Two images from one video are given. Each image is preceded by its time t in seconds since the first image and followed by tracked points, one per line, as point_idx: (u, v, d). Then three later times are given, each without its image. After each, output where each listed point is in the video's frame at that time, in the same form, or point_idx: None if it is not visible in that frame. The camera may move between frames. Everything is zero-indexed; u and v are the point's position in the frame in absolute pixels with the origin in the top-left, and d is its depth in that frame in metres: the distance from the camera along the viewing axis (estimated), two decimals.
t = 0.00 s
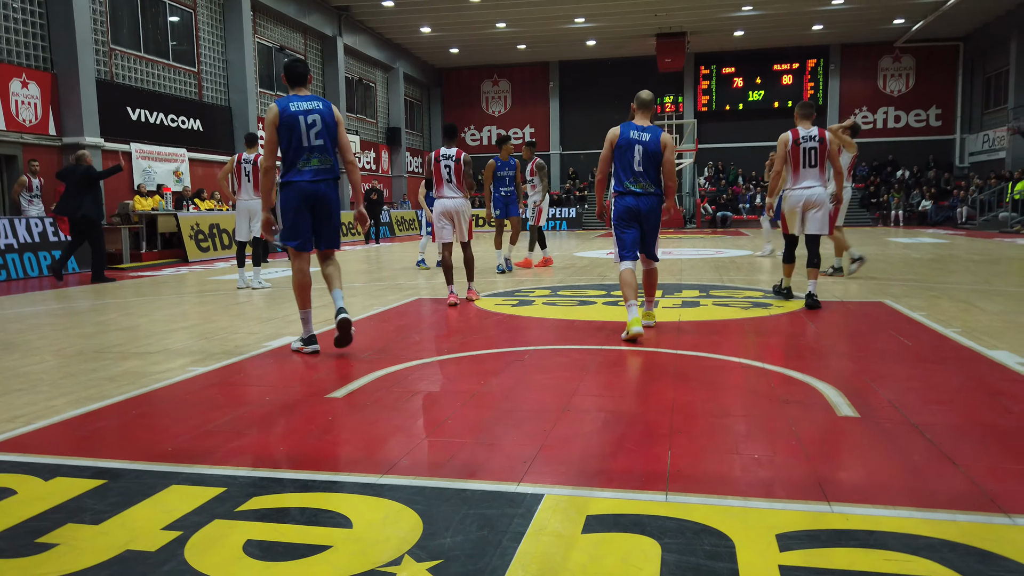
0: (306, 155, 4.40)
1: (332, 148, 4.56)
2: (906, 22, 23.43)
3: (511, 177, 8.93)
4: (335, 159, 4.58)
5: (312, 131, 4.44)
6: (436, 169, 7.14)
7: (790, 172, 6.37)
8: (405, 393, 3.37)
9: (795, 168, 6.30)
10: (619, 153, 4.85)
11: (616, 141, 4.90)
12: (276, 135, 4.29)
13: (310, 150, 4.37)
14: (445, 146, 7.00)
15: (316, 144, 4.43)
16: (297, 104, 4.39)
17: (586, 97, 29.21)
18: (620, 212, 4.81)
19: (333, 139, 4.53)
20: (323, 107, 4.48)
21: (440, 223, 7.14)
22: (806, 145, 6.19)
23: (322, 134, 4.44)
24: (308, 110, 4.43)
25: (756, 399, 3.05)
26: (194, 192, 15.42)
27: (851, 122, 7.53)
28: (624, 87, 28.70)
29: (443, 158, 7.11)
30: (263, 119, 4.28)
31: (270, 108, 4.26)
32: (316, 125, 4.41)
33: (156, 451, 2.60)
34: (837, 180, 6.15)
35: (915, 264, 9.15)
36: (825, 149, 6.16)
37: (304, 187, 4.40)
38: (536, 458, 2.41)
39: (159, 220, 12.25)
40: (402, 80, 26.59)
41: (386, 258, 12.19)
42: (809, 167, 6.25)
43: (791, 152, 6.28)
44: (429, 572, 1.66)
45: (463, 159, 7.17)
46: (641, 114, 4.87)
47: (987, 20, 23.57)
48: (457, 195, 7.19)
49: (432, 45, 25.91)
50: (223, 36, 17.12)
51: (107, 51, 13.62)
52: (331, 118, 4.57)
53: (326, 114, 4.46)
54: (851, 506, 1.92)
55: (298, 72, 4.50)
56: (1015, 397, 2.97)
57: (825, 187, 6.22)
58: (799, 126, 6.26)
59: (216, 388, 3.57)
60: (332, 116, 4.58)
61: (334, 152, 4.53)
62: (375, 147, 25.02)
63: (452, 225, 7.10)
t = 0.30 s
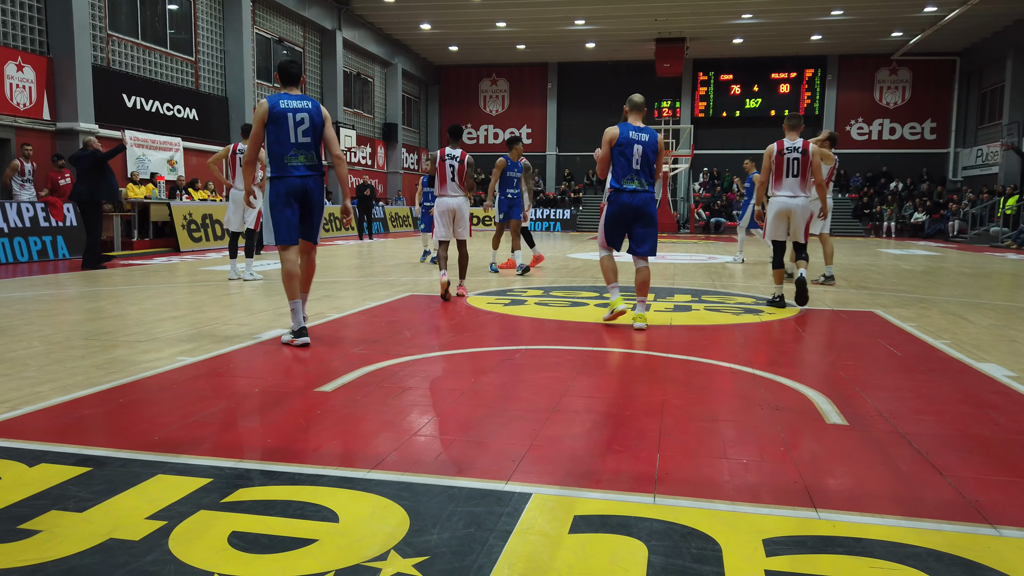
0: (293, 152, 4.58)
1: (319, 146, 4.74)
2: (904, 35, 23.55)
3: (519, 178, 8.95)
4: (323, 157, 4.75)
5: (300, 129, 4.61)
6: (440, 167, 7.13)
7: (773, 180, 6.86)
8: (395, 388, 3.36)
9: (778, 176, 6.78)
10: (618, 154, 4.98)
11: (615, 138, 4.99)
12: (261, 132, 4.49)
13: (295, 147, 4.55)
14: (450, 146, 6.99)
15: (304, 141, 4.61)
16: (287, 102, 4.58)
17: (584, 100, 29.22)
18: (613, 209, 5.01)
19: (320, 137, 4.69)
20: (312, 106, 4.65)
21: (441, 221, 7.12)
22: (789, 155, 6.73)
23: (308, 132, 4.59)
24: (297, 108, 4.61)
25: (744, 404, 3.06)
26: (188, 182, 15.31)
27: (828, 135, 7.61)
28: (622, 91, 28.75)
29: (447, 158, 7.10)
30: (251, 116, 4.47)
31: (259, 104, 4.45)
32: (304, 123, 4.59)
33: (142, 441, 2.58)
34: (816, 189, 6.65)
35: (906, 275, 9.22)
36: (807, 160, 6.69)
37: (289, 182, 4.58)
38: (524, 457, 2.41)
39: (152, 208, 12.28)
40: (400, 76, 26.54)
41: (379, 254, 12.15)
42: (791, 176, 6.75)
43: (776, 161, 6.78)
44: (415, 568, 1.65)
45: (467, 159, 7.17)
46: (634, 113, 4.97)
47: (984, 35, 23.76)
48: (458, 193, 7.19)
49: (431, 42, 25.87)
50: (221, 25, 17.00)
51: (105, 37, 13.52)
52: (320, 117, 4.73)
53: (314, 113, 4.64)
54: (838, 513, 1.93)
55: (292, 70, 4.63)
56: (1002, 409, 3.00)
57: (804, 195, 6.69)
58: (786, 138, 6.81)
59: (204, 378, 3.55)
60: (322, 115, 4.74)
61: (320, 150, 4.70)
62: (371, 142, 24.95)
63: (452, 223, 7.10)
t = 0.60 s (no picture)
0: (283, 149, 4.73)
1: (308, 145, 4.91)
2: (899, 38, 23.65)
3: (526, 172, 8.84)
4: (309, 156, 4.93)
5: (291, 128, 4.76)
6: (438, 164, 7.15)
7: (764, 183, 6.96)
8: (386, 384, 3.35)
9: (769, 179, 6.90)
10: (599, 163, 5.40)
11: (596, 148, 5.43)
12: (255, 127, 4.59)
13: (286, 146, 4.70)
14: (446, 143, 6.97)
15: (294, 141, 4.77)
16: (282, 102, 4.71)
17: (580, 98, 29.23)
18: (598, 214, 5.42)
19: (310, 139, 4.86)
20: (305, 108, 4.81)
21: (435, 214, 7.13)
22: (779, 159, 6.85)
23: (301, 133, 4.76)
24: (291, 108, 4.75)
25: (734, 403, 3.07)
26: (181, 176, 15.22)
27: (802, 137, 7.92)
28: (618, 90, 28.76)
29: (445, 155, 7.09)
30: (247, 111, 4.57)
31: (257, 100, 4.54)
32: (296, 123, 4.74)
33: (131, 433, 2.57)
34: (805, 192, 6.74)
35: (898, 278, 9.27)
36: (796, 165, 6.76)
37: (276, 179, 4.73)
38: (515, 454, 2.41)
39: (146, 201, 12.28)
40: (396, 72, 26.47)
41: (372, 250, 12.12)
42: (780, 179, 6.84)
43: (766, 164, 6.93)
44: (403, 564, 1.65)
45: (464, 156, 7.21)
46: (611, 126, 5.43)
47: (979, 39, 23.88)
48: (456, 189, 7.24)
49: (428, 38, 25.78)
50: (216, 18, 16.89)
51: (99, 28, 13.43)
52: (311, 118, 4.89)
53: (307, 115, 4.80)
54: (825, 513, 1.93)
55: (289, 71, 4.76)
56: (990, 411, 3.02)
57: (793, 198, 6.78)
58: (779, 144, 6.94)
59: (194, 372, 3.53)
60: (313, 117, 4.90)
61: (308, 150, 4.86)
62: (366, 138, 24.88)
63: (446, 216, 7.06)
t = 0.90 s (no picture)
0: (261, 148, 4.88)
1: (287, 146, 5.06)
2: (882, 43, 23.93)
3: (524, 175, 8.90)
4: (290, 156, 5.08)
5: (270, 128, 4.92)
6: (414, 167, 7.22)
7: (752, 184, 7.02)
8: (371, 385, 3.33)
9: (756, 181, 6.95)
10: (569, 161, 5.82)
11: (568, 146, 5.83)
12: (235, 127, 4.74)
13: (264, 144, 4.86)
14: (421, 146, 7.08)
15: (272, 140, 4.93)
16: (260, 102, 4.87)
17: (567, 100, 29.31)
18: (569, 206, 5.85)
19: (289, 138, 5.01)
20: (283, 108, 4.97)
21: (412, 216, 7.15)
22: (767, 162, 6.88)
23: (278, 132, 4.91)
24: (269, 109, 4.92)
25: (717, 404, 3.08)
26: (164, 174, 15.05)
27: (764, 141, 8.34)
28: (604, 92, 28.87)
29: (420, 158, 7.19)
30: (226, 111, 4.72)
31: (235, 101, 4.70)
32: (275, 122, 4.89)
33: (110, 434, 2.53)
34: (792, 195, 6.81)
35: (879, 281, 9.39)
36: (783, 168, 6.82)
37: (254, 177, 4.89)
38: (498, 455, 2.40)
39: (127, 200, 12.09)
40: (382, 72, 26.36)
41: (357, 250, 12.05)
42: (768, 182, 6.90)
43: (754, 166, 6.96)
44: (384, 565, 1.64)
45: (439, 158, 7.31)
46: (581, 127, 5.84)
47: (961, 45, 24.22)
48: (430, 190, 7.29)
49: (414, 38, 25.71)
50: (200, 16, 16.71)
51: (82, 25, 13.26)
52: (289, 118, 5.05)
53: (285, 115, 4.95)
54: (806, 513, 1.95)
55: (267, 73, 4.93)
56: (970, 412, 3.05)
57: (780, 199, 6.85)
58: (767, 145, 6.96)
59: (176, 372, 3.49)
60: (291, 117, 5.05)
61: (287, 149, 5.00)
62: (351, 138, 24.77)
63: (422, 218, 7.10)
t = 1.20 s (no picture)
0: (230, 154, 5.14)
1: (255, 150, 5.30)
2: (858, 56, 24.36)
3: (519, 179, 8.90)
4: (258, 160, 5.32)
5: (238, 134, 5.17)
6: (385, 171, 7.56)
7: (732, 197, 7.10)
8: (350, 391, 3.29)
9: (737, 194, 7.04)
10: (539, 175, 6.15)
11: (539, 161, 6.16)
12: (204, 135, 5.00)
13: (232, 151, 5.11)
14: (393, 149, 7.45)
15: (240, 145, 5.17)
16: (228, 110, 5.13)
17: (548, 109, 29.44)
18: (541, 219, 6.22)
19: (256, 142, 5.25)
20: (250, 115, 5.21)
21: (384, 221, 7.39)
22: (747, 174, 7.00)
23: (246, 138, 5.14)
24: (236, 115, 5.15)
25: (698, 410, 3.09)
26: (141, 178, 14.82)
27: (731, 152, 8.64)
28: (586, 101, 29.06)
29: (393, 162, 7.55)
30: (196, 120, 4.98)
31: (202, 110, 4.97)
32: (242, 129, 5.15)
33: (81, 440, 2.46)
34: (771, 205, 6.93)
35: (856, 289, 9.52)
36: (763, 179, 6.96)
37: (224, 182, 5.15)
38: (479, 461, 2.38)
39: (102, 203, 11.89)
40: (363, 78, 26.27)
41: (336, 255, 11.95)
42: (748, 193, 7.01)
43: (734, 179, 7.05)
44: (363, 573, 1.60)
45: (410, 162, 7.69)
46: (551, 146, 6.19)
47: (934, 60, 24.77)
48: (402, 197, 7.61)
49: (395, 44, 25.69)
50: (179, 18, 16.52)
51: (57, 26, 13.04)
52: (257, 124, 5.29)
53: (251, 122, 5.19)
54: (788, 519, 1.95)
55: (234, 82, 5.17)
56: (948, 420, 3.09)
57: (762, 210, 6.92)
58: (744, 160, 7.11)
59: (151, 376, 3.42)
60: (258, 123, 5.30)
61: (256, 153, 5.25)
62: (331, 143, 24.62)
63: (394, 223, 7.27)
